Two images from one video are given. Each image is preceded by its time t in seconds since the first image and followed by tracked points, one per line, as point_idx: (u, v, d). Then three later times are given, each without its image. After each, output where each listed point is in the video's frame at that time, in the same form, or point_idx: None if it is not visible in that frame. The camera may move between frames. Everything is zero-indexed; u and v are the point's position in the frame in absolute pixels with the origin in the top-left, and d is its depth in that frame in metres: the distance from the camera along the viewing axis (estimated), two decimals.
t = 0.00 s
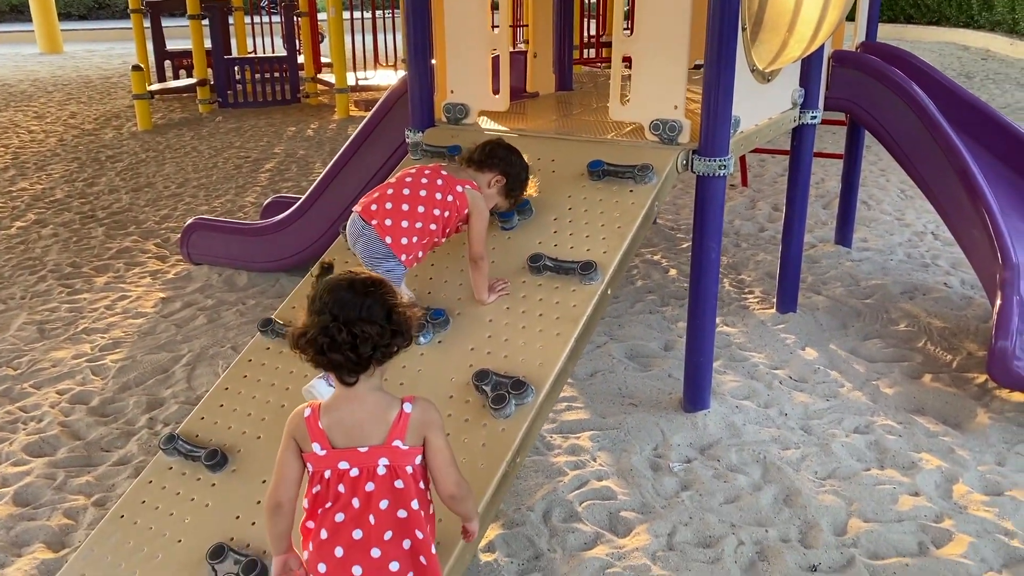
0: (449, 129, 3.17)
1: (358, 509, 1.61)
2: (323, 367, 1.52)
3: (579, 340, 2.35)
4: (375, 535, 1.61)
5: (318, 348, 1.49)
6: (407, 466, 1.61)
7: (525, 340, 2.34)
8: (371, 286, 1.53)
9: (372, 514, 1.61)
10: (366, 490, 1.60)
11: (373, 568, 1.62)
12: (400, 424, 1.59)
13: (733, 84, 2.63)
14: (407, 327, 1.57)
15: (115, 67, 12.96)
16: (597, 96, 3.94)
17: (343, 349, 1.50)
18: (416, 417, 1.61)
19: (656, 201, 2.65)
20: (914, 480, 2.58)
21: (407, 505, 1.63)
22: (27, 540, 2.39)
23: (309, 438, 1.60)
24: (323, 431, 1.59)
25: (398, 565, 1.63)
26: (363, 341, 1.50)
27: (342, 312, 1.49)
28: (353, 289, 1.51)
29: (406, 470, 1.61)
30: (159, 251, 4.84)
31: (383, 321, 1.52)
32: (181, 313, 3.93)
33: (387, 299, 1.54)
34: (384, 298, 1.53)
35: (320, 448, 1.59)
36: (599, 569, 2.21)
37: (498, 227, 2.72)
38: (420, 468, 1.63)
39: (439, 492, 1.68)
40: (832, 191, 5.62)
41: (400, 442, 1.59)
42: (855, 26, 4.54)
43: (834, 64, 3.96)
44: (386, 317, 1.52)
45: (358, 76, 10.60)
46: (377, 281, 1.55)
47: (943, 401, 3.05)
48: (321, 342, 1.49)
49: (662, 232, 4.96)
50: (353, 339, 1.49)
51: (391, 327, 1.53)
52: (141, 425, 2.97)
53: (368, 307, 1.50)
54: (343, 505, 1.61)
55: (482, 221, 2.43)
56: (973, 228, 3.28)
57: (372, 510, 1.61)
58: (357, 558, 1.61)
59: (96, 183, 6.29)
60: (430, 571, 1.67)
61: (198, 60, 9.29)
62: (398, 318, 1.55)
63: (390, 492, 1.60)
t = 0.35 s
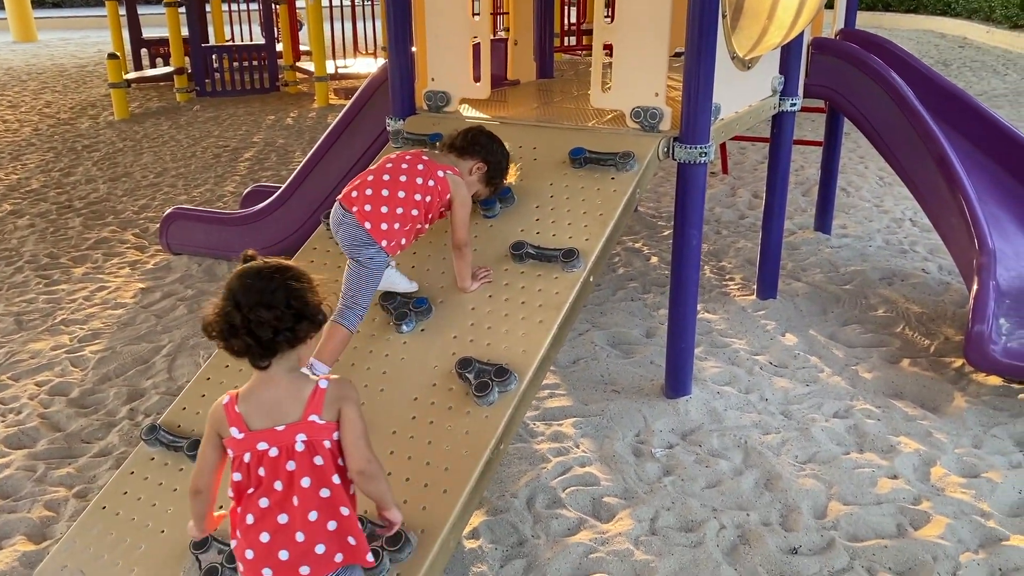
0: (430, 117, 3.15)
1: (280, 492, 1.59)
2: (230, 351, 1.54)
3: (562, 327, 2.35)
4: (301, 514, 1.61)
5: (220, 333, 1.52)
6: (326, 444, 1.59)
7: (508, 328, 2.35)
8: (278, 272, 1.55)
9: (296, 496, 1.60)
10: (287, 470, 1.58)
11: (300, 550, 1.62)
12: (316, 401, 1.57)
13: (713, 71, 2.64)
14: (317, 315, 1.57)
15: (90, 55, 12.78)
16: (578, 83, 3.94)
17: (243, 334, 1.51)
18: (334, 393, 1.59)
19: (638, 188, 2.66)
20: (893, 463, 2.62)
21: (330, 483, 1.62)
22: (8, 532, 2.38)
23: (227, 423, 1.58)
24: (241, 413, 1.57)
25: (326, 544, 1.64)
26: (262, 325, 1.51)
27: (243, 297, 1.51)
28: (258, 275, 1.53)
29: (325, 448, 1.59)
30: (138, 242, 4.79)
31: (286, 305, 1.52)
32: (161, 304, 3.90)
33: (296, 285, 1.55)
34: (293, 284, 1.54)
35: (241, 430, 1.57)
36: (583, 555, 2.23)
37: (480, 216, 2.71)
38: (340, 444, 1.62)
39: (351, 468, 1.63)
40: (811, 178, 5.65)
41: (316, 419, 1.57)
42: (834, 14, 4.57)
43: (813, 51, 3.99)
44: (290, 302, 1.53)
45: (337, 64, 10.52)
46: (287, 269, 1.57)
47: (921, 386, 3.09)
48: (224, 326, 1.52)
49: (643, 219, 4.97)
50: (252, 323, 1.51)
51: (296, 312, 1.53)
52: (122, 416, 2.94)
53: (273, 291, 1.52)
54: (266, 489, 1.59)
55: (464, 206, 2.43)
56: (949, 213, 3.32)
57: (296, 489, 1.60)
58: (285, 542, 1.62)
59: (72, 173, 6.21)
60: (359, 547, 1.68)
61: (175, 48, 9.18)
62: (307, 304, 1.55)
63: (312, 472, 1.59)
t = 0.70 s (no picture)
0: (411, 106, 3.14)
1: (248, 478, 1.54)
2: (217, 329, 1.53)
3: (545, 316, 2.36)
4: (268, 503, 1.55)
5: (212, 308, 1.50)
6: (299, 432, 1.56)
7: (491, 316, 2.35)
8: (275, 255, 1.53)
9: (264, 483, 1.54)
10: (257, 456, 1.54)
11: (264, 540, 1.56)
12: (295, 389, 1.55)
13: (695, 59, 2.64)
14: (308, 302, 1.56)
15: (67, 45, 12.62)
16: (560, 72, 3.93)
17: (233, 312, 1.50)
18: (315, 384, 1.57)
19: (620, 177, 2.66)
20: (873, 449, 2.65)
21: (299, 474, 1.57)
22: None
23: (202, 400, 1.55)
24: (218, 394, 1.54)
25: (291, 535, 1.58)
26: (253, 306, 1.49)
27: (239, 274, 1.50)
28: (257, 256, 1.52)
29: (298, 437, 1.56)
30: (117, 233, 4.75)
31: (279, 289, 1.51)
32: (141, 295, 3.87)
33: (292, 271, 1.54)
34: (289, 269, 1.53)
35: (218, 411, 1.53)
36: (566, 541, 2.24)
37: (461, 205, 2.71)
38: (313, 435, 1.59)
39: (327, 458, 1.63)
40: (792, 168, 5.69)
41: (293, 408, 1.54)
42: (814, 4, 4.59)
43: (794, 41, 4.01)
44: (284, 287, 1.51)
45: (319, 53, 10.44)
46: (286, 253, 1.56)
47: (900, 372, 3.13)
48: (216, 301, 1.50)
49: (626, 209, 4.98)
50: (245, 302, 1.49)
51: (288, 297, 1.52)
52: (102, 408, 2.92)
53: (269, 274, 1.51)
54: (233, 474, 1.54)
55: (445, 192, 2.41)
56: (928, 201, 3.35)
57: (264, 478, 1.55)
58: (248, 531, 1.55)
59: (49, 164, 6.13)
60: (325, 540, 1.62)
61: (153, 38, 9.08)
62: (300, 291, 1.54)
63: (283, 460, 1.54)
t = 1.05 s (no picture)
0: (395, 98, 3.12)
1: (209, 481, 1.59)
2: (224, 357, 1.61)
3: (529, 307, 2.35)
4: (222, 509, 1.59)
5: (226, 339, 1.59)
6: (269, 447, 1.62)
7: (475, 307, 2.34)
8: (291, 299, 1.61)
9: (223, 488, 1.59)
10: (221, 460, 1.59)
11: (209, 549, 1.59)
12: (278, 409, 1.64)
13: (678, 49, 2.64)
14: (315, 349, 1.62)
15: (48, 38, 12.49)
16: (544, 64, 3.92)
17: (240, 346, 1.58)
18: (299, 414, 1.67)
19: (604, 168, 2.65)
20: (856, 438, 2.67)
21: (259, 488, 1.62)
22: None
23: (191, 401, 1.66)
24: (208, 396, 1.65)
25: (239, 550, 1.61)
26: (260, 345, 1.57)
27: (254, 312, 1.58)
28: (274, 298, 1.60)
29: (267, 450, 1.62)
30: (98, 227, 4.70)
31: (288, 333, 1.58)
32: (123, 289, 3.84)
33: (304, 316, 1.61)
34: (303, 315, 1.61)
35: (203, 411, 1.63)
36: (551, 532, 2.25)
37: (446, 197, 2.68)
38: (283, 454, 1.64)
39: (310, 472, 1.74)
40: (776, 160, 5.71)
41: (270, 423, 1.62)
42: None
43: (778, 32, 4.02)
44: (293, 332, 1.58)
45: (303, 46, 10.38)
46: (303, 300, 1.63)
47: (883, 362, 3.15)
48: (230, 335, 1.58)
49: (611, 201, 4.99)
50: (255, 340, 1.57)
51: (296, 342, 1.59)
52: (84, 402, 2.90)
53: (283, 317, 1.58)
54: (195, 474, 1.59)
55: (427, 162, 2.45)
56: (911, 191, 3.37)
57: (224, 484, 1.60)
58: (197, 535, 1.59)
59: (30, 158, 6.07)
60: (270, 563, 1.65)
61: (136, 31, 8.99)
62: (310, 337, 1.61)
63: (245, 470, 1.60)
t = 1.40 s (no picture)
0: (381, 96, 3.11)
1: (171, 506, 1.64)
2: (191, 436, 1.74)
3: (515, 305, 2.36)
4: (177, 533, 1.62)
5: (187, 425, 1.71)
6: (238, 490, 1.71)
7: (461, 306, 2.34)
8: (234, 374, 1.70)
9: (182, 515, 1.64)
10: (187, 490, 1.66)
11: (155, 569, 1.59)
12: (248, 460, 1.74)
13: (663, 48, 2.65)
14: (270, 409, 1.72)
15: (32, 36, 12.39)
16: (531, 62, 3.92)
17: (199, 429, 1.69)
18: (268, 468, 1.77)
19: (590, 167, 2.66)
20: (841, 434, 2.68)
21: (219, 523, 1.66)
22: None
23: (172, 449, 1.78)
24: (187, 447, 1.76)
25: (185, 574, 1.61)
26: (216, 424, 1.68)
27: (202, 397, 1.68)
28: (217, 379, 1.69)
29: (235, 492, 1.70)
30: (83, 226, 4.67)
31: (239, 405, 1.68)
32: (109, 289, 3.82)
33: (250, 385, 1.70)
34: (248, 386, 1.69)
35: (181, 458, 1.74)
36: (538, 530, 2.25)
37: (432, 195, 2.71)
38: (248, 501, 1.72)
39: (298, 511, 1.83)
40: (762, 157, 5.73)
41: (241, 469, 1.72)
42: None
43: (762, 30, 4.03)
44: (243, 404, 1.68)
45: (289, 44, 10.34)
46: (246, 369, 1.72)
47: (868, 358, 3.17)
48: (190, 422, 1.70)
49: (598, 199, 5.00)
50: (211, 422, 1.68)
51: (247, 410, 1.69)
52: (69, 403, 2.88)
53: (228, 395, 1.68)
54: (159, 499, 1.66)
55: (444, 162, 2.53)
56: (895, 188, 3.39)
57: (184, 512, 1.64)
58: (147, 553, 1.60)
59: (13, 157, 6.02)
60: None
61: (120, 29, 8.93)
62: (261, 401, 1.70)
63: (209, 502, 1.66)
